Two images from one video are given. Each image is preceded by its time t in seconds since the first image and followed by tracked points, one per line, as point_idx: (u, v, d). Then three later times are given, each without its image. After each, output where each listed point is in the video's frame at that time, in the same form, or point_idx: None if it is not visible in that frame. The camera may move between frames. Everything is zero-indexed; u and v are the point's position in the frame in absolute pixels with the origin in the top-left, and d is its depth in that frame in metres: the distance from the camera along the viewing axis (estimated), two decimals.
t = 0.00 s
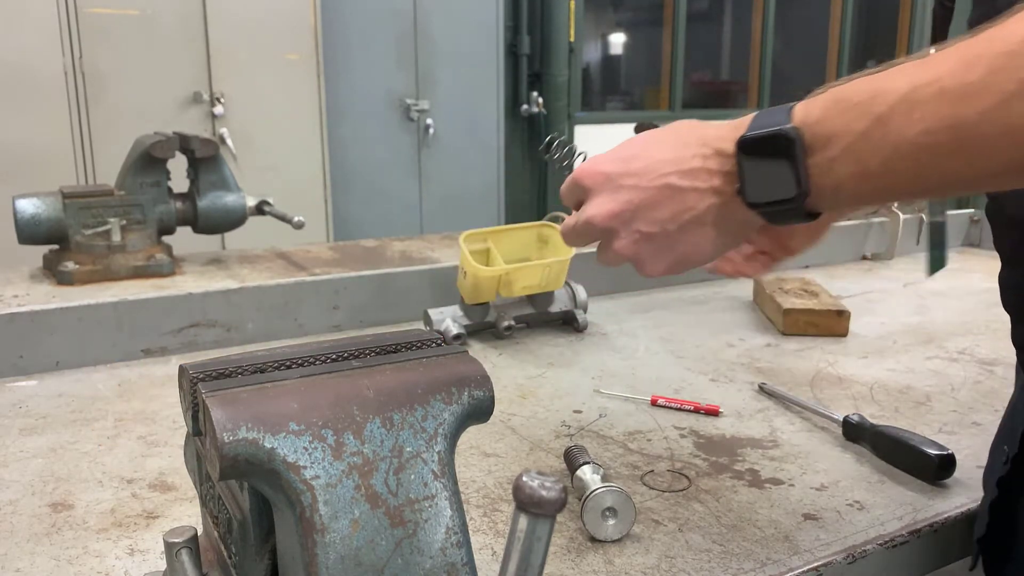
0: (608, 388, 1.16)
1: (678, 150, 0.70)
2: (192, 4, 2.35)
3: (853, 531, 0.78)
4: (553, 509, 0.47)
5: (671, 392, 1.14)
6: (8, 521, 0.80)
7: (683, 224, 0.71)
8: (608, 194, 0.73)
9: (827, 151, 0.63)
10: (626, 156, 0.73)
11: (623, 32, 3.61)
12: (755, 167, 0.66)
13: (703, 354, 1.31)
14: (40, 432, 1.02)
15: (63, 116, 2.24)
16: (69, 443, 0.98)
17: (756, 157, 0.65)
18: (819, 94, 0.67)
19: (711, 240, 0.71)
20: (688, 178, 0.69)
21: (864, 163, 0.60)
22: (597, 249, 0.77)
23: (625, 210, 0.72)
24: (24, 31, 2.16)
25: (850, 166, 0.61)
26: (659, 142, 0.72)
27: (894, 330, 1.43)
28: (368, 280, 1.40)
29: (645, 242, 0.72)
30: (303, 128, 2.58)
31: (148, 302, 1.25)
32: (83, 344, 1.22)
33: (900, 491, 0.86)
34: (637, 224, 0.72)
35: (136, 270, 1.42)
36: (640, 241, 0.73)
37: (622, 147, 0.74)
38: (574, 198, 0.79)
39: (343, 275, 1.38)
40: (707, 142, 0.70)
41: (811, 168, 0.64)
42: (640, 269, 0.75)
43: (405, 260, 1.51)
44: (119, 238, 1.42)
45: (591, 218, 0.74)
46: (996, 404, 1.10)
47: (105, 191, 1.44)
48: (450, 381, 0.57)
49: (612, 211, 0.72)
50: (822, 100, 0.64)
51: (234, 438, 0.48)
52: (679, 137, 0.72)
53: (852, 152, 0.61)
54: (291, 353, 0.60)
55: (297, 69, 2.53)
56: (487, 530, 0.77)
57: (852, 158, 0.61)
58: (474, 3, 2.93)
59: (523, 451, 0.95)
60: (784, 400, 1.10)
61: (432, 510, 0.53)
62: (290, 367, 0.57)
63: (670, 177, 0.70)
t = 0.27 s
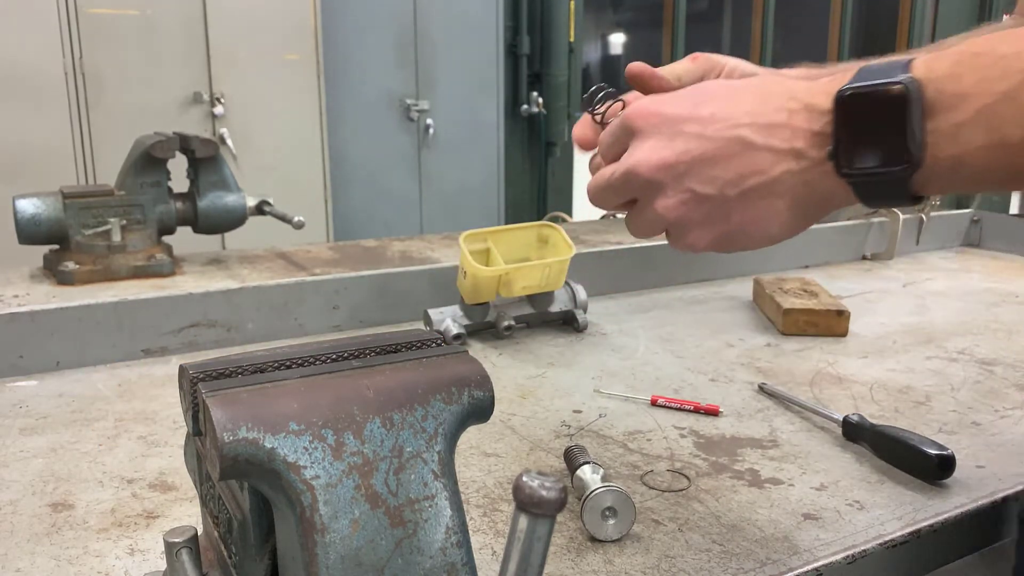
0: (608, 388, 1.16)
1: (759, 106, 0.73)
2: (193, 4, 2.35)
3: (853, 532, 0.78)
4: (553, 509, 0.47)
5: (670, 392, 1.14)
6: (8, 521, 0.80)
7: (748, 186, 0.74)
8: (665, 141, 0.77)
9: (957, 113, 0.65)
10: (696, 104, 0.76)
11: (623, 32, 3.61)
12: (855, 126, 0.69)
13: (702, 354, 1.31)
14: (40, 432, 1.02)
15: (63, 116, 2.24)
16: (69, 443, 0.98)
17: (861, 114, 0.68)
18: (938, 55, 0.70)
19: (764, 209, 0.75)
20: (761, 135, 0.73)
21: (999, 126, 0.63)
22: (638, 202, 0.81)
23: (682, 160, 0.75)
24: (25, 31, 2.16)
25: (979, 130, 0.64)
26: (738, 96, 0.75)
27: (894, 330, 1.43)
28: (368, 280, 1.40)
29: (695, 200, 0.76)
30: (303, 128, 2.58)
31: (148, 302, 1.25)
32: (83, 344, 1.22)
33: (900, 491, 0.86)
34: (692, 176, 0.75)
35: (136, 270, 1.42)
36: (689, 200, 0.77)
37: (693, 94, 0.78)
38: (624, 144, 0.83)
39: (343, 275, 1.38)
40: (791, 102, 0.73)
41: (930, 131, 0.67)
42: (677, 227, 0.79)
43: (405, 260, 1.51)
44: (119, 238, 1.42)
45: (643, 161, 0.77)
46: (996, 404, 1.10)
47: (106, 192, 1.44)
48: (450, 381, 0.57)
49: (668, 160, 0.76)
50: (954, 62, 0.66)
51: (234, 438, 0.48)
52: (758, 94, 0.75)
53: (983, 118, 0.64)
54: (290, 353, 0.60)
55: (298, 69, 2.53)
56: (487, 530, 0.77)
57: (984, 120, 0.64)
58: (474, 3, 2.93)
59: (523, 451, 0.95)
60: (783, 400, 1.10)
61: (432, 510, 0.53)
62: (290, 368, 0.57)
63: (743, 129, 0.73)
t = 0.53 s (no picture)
0: (608, 388, 1.16)
1: (860, 81, 0.53)
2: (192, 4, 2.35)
3: (853, 532, 0.78)
4: (552, 508, 0.47)
5: (670, 392, 1.14)
6: (8, 521, 0.80)
7: (826, 190, 0.54)
8: (716, 113, 0.57)
9: None
10: (772, 67, 0.56)
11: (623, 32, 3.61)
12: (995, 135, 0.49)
13: (702, 354, 1.31)
14: (41, 432, 1.02)
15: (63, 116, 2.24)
16: (69, 443, 0.98)
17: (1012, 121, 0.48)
18: None
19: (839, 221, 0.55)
20: (855, 119, 0.53)
21: None
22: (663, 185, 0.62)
23: (742, 138, 0.55)
24: (24, 31, 2.16)
25: None
26: (827, 62, 0.55)
27: (895, 330, 1.43)
28: (368, 280, 1.40)
29: (748, 196, 0.57)
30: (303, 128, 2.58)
31: (148, 302, 1.25)
32: (84, 344, 1.22)
33: (900, 491, 0.86)
34: (749, 160, 0.56)
35: (136, 270, 1.42)
36: (740, 196, 0.57)
37: (767, 47, 0.57)
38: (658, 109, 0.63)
39: (343, 275, 1.38)
40: (908, 81, 0.53)
41: None
42: (715, 226, 0.60)
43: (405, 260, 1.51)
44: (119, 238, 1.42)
45: (685, 136, 0.57)
46: (996, 403, 1.10)
47: (106, 192, 1.44)
48: (450, 381, 0.57)
49: (720, 135, 0.56)
50: None
51: (235, 438, 0.48)
52: (862, 65, 0.54)
53: None
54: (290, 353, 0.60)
55: (297, 70, 2.53)
56: (487, 530, 0.77)
57: None
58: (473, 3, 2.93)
59: (523, 451, 0.95)
60: (784, 400, 1.10)
61: (432, 510, 0.53)
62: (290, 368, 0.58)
63: (830, 110, 0.53)
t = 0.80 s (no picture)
0: (608, 388, 1.16)
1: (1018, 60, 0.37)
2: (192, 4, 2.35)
3: (853, 532, 0.78)
4: (551, 508, 0.47)
5: (670, 392, 1.14)
6: (8, 522, 0.80)
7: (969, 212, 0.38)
8: (819, 94, 0.39)
9: None
10: (894, 35, 0.39)
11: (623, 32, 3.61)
12: None
13: (702, 354, 1.31)
14: (41, 432, 1.02)
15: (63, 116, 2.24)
16: (69, 443, 0.98)
17: None
18: None
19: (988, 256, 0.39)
20: None
21: None
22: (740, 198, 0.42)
23: (857, 132, 0.38)
24: (24, 31, 2.16)
25: None
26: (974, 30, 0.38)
27: (895, 330, 1.43)
28: (368, 280, 1.40)
29: (860, 216, 0.39)
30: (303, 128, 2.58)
31: (148, 302, 1.25)
32: (84, 345, 1.22)
33: (900, 491, 0.86)
34: (867, 165, 0.38)
35: (136, 270, 1.42)
36: (850, 214, 0.39)
37: (882, 8, 0.40)
38: (710, 91, 0.43)
39: (344, 275, 1.38)
40: None
41: None
42: (808, 256, 0.41)
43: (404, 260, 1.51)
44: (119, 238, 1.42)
45: (773, 125, 0.39)
46: (996, 403, 1.10)
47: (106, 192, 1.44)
48: (450, 381, 0.57)
49: (819, 133, 0.38)
50: None
51: (235, 438, 0.48)
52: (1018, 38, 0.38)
53: None
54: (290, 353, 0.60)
55: (297, 70, 2.53)
56: (487, 530, 0.77)
57: None
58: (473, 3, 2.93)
59: (523, 451, 0.95)
60: (784, 400, 1.10)
61: (432, 510, 0.53)
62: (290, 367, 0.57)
63: (993, 91, 0.37)
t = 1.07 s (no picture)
0: (608, 388, 1.16)
1: None
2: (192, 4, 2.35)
3: (853, 531, 0.78)
4: (551, 508, 0.47)
5: (670, 392, 1.14)
6: (8, 522, 0.80)
7: None
8: (856, 103, 0.37)
9: None
10: (938, 38, 0.36)
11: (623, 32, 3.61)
12: None
13: (702, 354, 1.31)
14: (41, 432, 1.02)
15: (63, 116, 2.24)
16: (69, 443, 0.98)
17: None
18: None
19: None
20: None
21: None
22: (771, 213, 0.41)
23: (900, 137, 0.35)
24: (24, 31, 2.16)
25: None
26: None
27: (895, 330, 1.43)
28: (368, 280, 1.40)
29: (903, 230, 0.36)
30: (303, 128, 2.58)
31: (148, 302, 1.25)
32: (84, 345, 1.22)
33: (900, 490, 0.86)
34: (907, 172, 0.35)
35: (136, 270, 1.42)
36: (891, 229, 0.36)
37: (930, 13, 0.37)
38: (732, 99, 0.41)
39: (344, 275, 1.38)
40: None
41: None
42: (848, 275, 0.39)
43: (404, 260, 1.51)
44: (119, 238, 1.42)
45: (808, 136, 0.37)
46: (996, 403, 1.10)
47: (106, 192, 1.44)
48: (450, 381, 0.57)
49: (853, 142, 0.36)
50: None
51: (235, 438, 0.48)
52: None
53: None
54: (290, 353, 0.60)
55: (297, 70, 2.53)
56: (487, 530, 0.77)
57: None
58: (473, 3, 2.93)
59: (523, 451, 0.95)
60: (784, 400, 1.10)
61: (432, 510, 0.53)
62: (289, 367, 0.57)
63: None
